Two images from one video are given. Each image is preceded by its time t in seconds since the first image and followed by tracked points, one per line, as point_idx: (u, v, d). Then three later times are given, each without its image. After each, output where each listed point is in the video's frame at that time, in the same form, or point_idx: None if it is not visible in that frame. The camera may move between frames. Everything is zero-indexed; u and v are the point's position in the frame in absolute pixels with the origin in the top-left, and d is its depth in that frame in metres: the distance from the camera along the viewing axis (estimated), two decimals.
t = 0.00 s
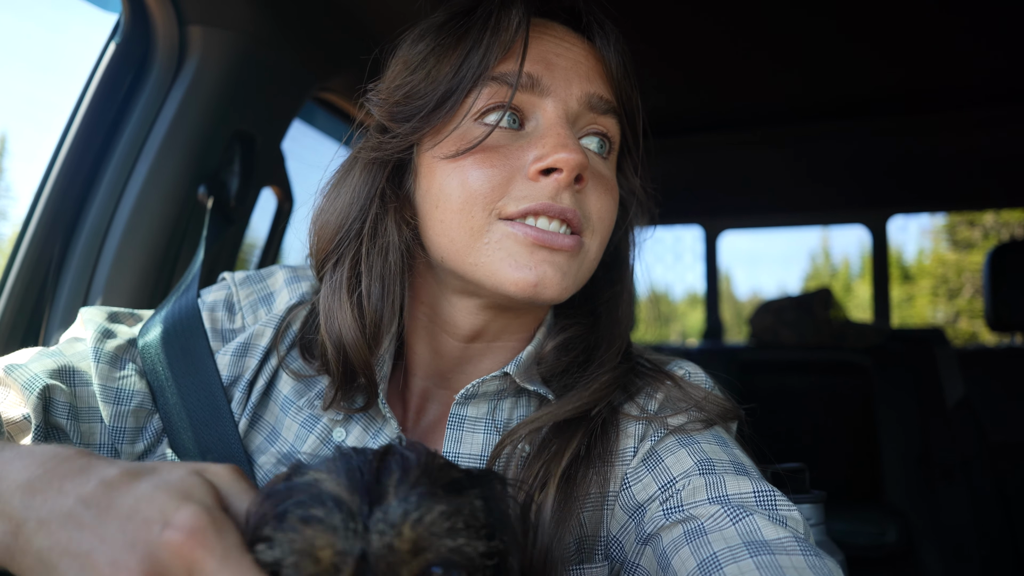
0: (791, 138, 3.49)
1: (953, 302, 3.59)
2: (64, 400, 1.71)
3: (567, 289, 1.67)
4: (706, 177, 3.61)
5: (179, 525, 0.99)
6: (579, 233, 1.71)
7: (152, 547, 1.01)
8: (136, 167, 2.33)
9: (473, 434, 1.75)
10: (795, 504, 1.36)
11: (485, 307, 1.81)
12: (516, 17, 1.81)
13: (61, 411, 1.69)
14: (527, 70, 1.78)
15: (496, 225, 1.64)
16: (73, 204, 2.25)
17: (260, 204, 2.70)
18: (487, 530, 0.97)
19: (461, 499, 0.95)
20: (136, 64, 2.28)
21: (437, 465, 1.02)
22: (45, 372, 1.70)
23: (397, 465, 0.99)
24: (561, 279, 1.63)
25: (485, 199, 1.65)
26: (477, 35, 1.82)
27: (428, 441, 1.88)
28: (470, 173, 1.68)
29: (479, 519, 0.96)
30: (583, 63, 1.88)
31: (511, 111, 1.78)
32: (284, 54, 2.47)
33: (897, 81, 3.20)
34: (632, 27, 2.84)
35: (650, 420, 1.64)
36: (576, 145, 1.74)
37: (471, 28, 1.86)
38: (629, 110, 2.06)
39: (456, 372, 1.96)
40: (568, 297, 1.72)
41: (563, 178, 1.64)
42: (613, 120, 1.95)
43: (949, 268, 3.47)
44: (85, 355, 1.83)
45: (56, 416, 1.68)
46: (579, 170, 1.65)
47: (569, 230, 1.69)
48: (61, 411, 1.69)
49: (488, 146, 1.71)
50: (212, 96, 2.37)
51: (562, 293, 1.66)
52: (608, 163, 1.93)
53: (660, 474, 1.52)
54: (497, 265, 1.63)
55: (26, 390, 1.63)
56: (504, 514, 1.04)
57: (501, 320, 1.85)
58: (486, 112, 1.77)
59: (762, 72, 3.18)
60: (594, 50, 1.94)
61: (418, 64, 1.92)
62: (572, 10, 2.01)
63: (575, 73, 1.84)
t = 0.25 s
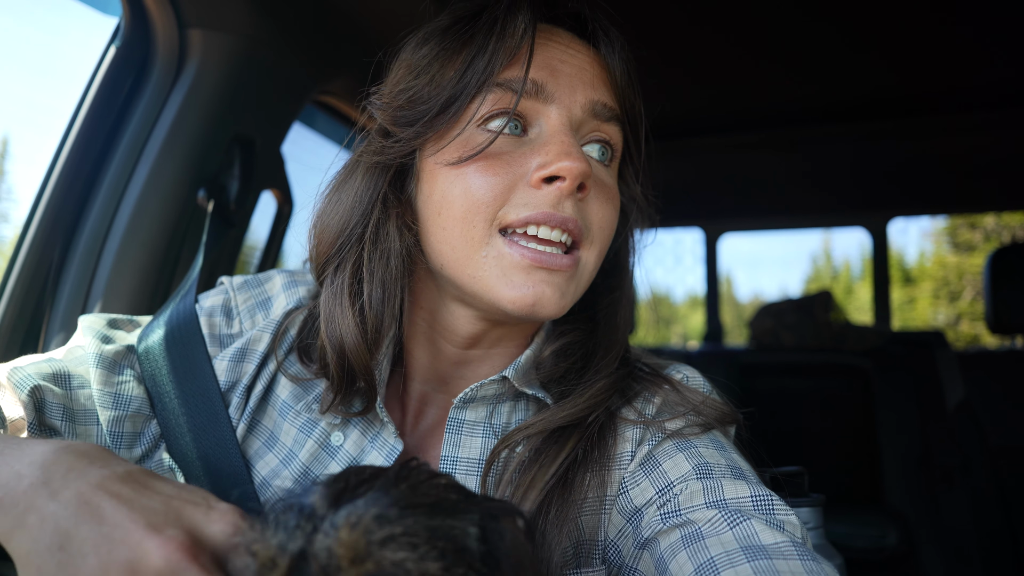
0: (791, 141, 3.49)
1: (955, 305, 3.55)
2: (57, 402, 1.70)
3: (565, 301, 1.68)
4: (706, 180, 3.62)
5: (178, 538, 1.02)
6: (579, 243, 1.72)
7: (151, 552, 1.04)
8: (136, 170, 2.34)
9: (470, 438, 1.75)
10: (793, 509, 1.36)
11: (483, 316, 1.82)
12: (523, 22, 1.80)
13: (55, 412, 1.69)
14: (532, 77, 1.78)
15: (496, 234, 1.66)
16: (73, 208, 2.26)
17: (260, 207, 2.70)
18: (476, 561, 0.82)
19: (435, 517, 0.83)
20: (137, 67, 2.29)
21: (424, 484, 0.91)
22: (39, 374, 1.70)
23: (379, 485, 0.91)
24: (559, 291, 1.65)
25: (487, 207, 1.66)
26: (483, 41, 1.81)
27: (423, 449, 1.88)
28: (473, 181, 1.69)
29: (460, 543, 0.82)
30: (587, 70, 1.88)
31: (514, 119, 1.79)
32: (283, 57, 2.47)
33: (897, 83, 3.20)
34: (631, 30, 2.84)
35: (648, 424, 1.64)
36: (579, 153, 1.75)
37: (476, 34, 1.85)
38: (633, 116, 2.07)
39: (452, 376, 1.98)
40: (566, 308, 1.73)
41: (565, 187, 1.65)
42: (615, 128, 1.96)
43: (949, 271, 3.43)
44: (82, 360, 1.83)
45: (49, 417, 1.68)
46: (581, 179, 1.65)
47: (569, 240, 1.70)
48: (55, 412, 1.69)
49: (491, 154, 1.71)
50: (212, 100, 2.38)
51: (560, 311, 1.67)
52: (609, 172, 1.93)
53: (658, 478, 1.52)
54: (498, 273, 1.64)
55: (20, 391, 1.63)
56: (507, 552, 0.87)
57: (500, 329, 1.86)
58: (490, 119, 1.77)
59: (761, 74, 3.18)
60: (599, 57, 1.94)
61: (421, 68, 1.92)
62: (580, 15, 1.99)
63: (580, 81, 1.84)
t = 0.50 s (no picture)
0: (790, 142, 3.49)
1: (954, 305, 3.61)
2: (54, 405, 1.69)
3: (566, 301, 1.68)
4: (706, 182, 3.63)
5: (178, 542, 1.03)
6: (580, 243, 1.72)
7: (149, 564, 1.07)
8: (136, 173, 2.34)
9: (470, 441, 1.74)
10: (792, 510, 1.36)
11: (483, 317, 1.81)
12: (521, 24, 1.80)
13: (53, 415, 1.68)
14: (531, 80, 1.78)
15: (501, 232, 1.65)
16: (72, 211, 2.26)
17: (259, 210, 2.71)
18: (431, 569, 0.78)
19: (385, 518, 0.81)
20: (136, 70, 2.29)
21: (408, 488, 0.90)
22: (36, 378, 1.69)
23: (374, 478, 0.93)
24: (561, 290, 1.65)
25: (486, 208, 1.66)
26: (482, 45, 1.81)
27: (422, 453, 1.88)
28: (472, 182, 1.69)
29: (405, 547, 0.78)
30: (586, 73, 1.88)
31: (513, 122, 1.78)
32: (281, 60, 2.47)
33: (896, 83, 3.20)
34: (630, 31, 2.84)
35: (647, 426, 1.65)
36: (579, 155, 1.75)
37: (475, 36, 1.85)
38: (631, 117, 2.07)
39: (451, 378, 1.97)
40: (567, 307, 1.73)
41: (565, 188, 1.66)
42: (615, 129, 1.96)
43: (950, 271, 3.49)
44: (80, 364, 1.83)
45: (47, 420, 1.66)
46: (580, 180, 1.66)
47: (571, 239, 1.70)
48: (53, 415, 1.68)
49: (491, 155, 1.71)
50: (211, 104, 2.38)
51: (559, 305, 1.67)
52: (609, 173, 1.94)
53: (657, 480, 1.52)
54: (499, 272, 1.64)
55: (15, 394, 1.63)
56: (477, 564, 0.81)
57: (501, 329, 1.86)
58: (490, 121, 1.76)
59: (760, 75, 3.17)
60: (598, 60, 1.95)
61: (420, 69, 1.91)
62: (577, 19, 2.01)
63: (579, 83, 1.85)
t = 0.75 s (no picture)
0: (787, 146, 3.50)
1: (950, 309, 3.53)
2: (53, 407, 1.71)
3: (537, 298, 1.67)
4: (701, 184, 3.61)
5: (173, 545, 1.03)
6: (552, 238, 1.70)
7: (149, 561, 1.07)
8: (133, 174, 2.34)
9: (466, 443, 1.74)
10: (787, 513, 1.37)
11: (469, 314, 1.82)
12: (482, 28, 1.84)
13: (51, 417, 1.70)
14: (495, 79, 1.78)
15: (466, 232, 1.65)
16: (70, 212, 2.26)
17: (256, 212, 2.69)
18: None
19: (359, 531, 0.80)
20: (134, 71, 2.30)
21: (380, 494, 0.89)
22: (34, 380, 1.70)
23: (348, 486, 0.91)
24: (529, 286, 1.64)
25: (455, 207, 1.67)
26: (450, 49, 1.83)
27: (418, 455, 1.87)
28: (441, 183, 1.71)
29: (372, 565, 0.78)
30: (555, 68, 1.86)
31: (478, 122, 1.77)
32: (279, 61, 2.47)
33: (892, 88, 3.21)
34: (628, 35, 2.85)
35: (642, 429, 1.65)
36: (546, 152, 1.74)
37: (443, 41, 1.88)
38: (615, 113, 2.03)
39: (448, 384, 1.95)
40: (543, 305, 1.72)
41: (527, 183, 1.64)
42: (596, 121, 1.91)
43: (946, 275, 3.39)
44: (78, 364, 1.84)
45: (46, 422, 1.68)
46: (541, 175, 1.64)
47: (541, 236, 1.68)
48: (51, 417, 1.70)
49: (458, 156, 1.73)
50: (209, 106, 2.38)
51: (529, 302, 1.66)
52: (592, 166, 1.89)
53: (652, 483, 1.53)
54: (466, 272, 1.65)
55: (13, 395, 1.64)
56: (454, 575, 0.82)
57: (488, 327, 1.85)
58: (456, 125, 1.77)
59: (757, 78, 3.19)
60: (571, 55, 1.92)
61: (394, 78, 1.94)
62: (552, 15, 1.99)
63: (548, 79, 1.82)
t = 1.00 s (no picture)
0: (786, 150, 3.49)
1: (949, 312, 3.59)
2: (49, 418, 1.68)
3: (484, 299, 1.65)
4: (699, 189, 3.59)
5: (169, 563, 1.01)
6: (498, 238, 1.67)
7: None
8: (129, 182, 2.33)
9: (461, 454, 1.74)
10: (785, 524, 1.36)
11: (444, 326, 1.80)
12: (410, 37, 1.85)
13: (47, 428, 1.67)
14: (427, 88, 1.80)
15: (413, 241, 1.68)
16: (65, 219, 2.25)
17: (253, 217, 2.68)
18: None
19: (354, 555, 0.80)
20: (130, 78, 2.29)
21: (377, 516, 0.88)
22: (31, 391, 1.68)
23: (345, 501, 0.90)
24: (470, 287, 1.63)
25: (400, 218, 1.70)
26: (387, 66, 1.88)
27: (415, 463, 1.86)
28: (389, 194, 1.74)
29: None
30: (499, 66, 1.82)
31: (425, 133, 1.79)
32: (276, 68, 2.47)
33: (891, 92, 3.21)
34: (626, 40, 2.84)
35: (640, 438, 1.64)
36: (480, 152, 1.71)
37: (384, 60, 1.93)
38: (579, 104, 1.94)
39: (443, 394, 1.93)
40: (496, 307, 1.69)
41: (458, 186, 1.63)
42: (548, 114, 1.84)
43: (945, 277, 3.47)
44: (73, 374, 1.81)
45: (41, 433, 1.66)
46: (467, 177, 1.63)
47: (485, 237, 1.65)
48: (47, 428, 1.67)
49: (402, 167, 1.76)
50: (205, 113, 2.38)
51: (477, 308, 1.66)
52: (550, 158, 1.82)
53: (650, 493, 1.52)
54: (415, 282, 1.68)
55: (10, 407, 1.61)
56: None
57: (468, 337, 1.84)
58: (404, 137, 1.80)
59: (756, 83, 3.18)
60: (515, 47, 1.87)
61: (354, 103, 1.99)
62: (502, 8, 1.94)
63: (485, 78, 1.79)
